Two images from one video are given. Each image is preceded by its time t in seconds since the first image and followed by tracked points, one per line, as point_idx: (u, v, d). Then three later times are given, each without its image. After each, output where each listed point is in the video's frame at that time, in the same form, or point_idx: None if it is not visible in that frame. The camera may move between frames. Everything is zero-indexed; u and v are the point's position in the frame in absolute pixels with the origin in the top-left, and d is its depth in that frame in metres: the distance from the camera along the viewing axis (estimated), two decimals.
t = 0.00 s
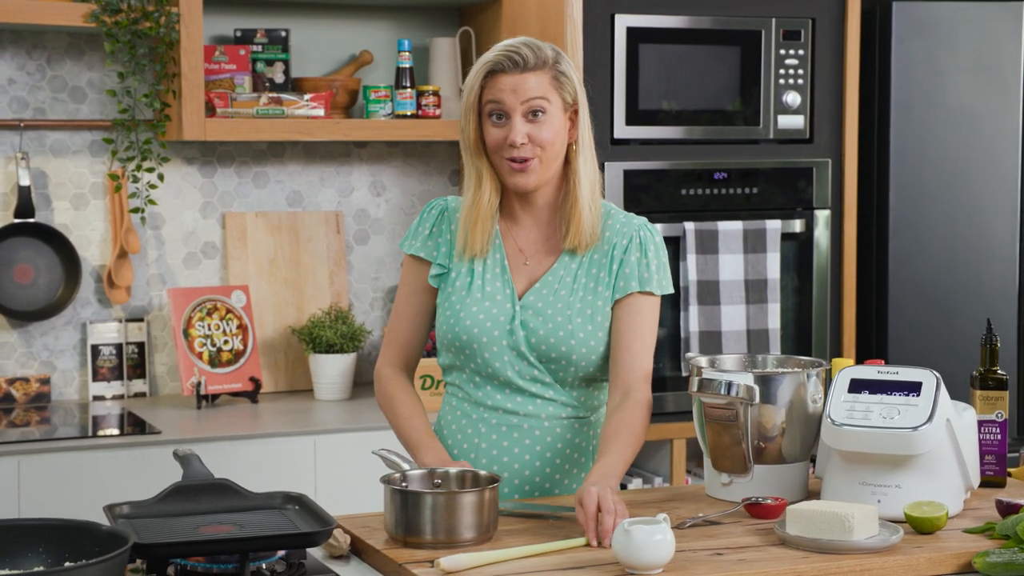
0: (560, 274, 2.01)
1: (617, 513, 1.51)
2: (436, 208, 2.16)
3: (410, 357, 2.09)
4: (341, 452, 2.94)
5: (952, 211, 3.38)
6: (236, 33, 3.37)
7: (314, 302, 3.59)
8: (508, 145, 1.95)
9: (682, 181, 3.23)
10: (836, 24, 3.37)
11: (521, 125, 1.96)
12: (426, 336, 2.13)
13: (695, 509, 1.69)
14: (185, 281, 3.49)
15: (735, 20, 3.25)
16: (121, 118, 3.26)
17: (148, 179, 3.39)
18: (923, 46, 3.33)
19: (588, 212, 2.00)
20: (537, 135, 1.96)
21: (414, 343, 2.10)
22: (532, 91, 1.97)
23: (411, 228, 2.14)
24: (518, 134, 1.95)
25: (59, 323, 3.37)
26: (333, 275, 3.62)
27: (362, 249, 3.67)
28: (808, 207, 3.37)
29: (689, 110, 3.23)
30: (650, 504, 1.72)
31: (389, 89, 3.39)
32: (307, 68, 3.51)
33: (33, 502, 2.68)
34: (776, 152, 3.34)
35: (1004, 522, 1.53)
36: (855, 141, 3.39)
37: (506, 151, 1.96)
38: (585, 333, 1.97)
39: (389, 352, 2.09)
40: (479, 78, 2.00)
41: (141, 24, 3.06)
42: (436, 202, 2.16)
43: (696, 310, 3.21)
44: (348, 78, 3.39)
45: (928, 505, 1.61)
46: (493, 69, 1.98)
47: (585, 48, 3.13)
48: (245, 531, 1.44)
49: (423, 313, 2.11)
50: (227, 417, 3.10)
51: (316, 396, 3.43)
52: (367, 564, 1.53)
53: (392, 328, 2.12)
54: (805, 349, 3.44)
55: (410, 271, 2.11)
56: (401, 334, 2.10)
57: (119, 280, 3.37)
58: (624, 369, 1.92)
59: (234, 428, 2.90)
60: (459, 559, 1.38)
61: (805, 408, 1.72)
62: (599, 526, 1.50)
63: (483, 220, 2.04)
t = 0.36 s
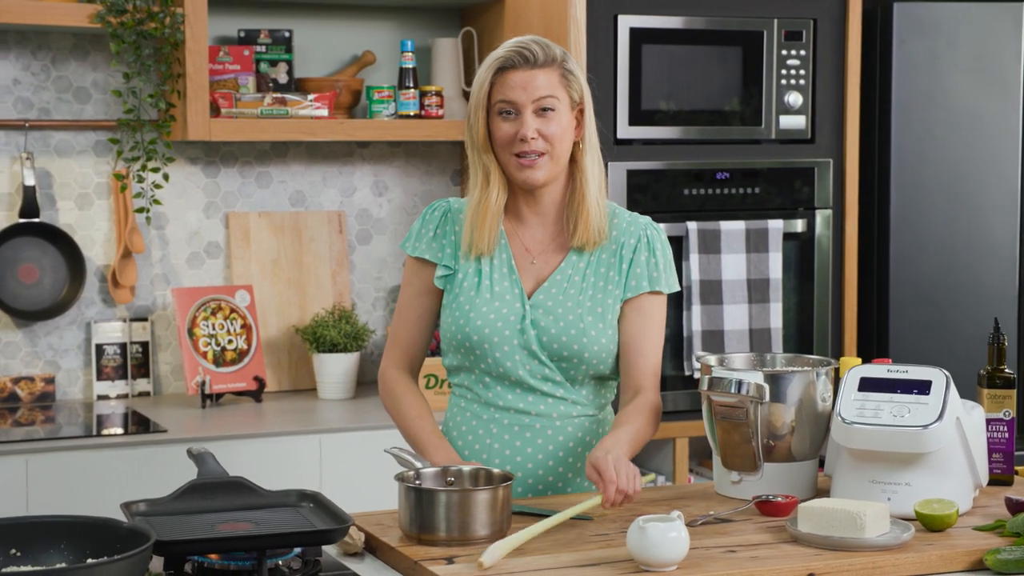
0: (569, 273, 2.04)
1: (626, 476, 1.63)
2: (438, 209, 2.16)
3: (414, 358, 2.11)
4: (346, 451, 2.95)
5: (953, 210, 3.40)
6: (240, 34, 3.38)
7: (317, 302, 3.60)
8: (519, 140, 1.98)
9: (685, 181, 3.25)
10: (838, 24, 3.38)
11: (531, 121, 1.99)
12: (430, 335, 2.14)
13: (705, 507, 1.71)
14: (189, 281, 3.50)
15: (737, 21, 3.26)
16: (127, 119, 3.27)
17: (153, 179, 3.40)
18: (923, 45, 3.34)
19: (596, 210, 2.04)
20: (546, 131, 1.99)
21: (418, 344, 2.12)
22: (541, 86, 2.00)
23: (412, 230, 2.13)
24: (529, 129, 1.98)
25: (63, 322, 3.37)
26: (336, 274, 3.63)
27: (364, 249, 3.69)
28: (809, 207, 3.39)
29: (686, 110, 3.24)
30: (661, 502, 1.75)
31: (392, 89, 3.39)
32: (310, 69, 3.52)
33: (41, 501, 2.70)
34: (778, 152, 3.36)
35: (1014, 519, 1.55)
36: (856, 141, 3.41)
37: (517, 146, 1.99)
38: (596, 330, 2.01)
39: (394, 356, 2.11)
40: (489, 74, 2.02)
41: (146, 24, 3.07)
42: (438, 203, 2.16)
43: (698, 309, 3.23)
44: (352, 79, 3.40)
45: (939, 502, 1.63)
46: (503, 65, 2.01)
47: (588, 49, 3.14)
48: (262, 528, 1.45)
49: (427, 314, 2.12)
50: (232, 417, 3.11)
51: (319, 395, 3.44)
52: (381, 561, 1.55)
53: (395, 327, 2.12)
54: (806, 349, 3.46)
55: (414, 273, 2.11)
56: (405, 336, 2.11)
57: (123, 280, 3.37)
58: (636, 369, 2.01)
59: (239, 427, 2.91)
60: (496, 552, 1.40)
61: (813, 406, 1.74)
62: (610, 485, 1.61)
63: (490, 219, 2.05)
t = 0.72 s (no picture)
0: (580, 273, 2.07)
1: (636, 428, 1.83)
2: (443, 212, 2.15)
3: (430, 355, 2.11)
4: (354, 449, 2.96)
5: (956, 210, 3.41)
6: (247, 34, 3.39)
7: (323, 302, 3.60)
8: (531, 137, 1.99)
9: (690, 181, 3.26)
10: (842, 24, 3.40)
11: (543, 118, 2.01)
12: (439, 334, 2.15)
13: (718, 505, 1.74)
14: (195, 280, 3.50)
15: (741, 21, 3.27)
16: (136, 119, 3.29)
17: (161, 179, 3.42)
18: (926, 45, 3.35)
19: (605, 211, 2.07)
20: (557, 128, 2.01)
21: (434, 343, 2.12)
22: (552, 85, 2.02)
23: (418, 234, 2.12)
24: (541, 127, 2.00)
25: (70, 322, 3.38)
26: (342, 274, 3.64)
27: (370, 248, 3.70)
28: (813, 207, 3.41)
29: (686, 110, 3.25)
30: (675, 499, 1.77)
31: (399, 89, 3.40)
32: (316, 69, 3.54)
33: (52, 499, 2.71)
34: (783, 152, 3.37)
35: None
36: (860, 141, 3.42)
37: (528, 143, 2.00)
38: (611, 329, 2.05)
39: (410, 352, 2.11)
40: (500, 72, 2.04)
41: (154, 25, 3.08)
42: (443, 206, 2.15)
43: (704, 308, 3.24)
44: (358, 79, 3.41)
45: (952, 499, 1.65)
46: (515, 63, 2.04)
47: (595, 49, 3.15)
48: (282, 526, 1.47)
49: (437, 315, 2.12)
50: (239, 415, 3.12)
51: (325, 394, 3.45)
52: (399, 558, 1.57)
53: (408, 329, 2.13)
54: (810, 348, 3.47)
55: (425, 277, 2.11)
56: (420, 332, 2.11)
57: (130, 279, 3.38)
58: (654, 368, 2.11)
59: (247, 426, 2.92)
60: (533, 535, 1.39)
61: (825, 405, 1.77)
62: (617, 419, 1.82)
63: (498, 219, 2.06)
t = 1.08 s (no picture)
0: (590, 272, 2.11)
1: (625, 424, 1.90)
2: (450, 211, 2.16)
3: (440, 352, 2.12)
4: (358, 448, 2.98)
5: (954, 210, 3.43)
6: (249, 34, 3.40)
7: (325, 302, 3.61)
8: (540, 137, 2.01)
9: (692, 181, 3.28)
10: (842, 24, 3.41)
11: (551, 118, 2.03)
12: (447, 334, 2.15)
13: (728, 502, 1.80)
14: (197, 280, 3.51)
15: (742, 22, 3.28)
16: (139, 119, 3.29)
17: (165, 179, 3.42)
18: (925, 45, 3.37)
19: (612, 212, 2.11)
20: (565, 128, 2.03)
21: (447, 340, 2.13)
22: (561, 86, 2.04)
23: (426, 234, 2.13)
24: (549, 127, 2.02)
25: (73, 321, 3.38)
26: (344, 274, 3.65)
27: (371, 248, 3.70)
28: (813, 207, 3.42)
29: (682, 110, 3.26)
30: (683, 495, 1.82)
31: (400, 89, 3.41)
32: (318, 69, 3.55)
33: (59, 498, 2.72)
34: (783, 152, 3.39)
35: None
36: (860, 141, 3.44)
37: (536, 143, 2.02)
38: (624, 326, 2.09)
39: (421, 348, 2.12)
40: (508, 73, 2.05)
41: (158, 25, 3.08)
42: (451, 206, 2.16)
43: (706, 307, 3.26)
44: (360, 79, 3.42)
45: (959, 496, 1.70)
46: (523, 63, 2.05)
47: (597, 50, 3.17)
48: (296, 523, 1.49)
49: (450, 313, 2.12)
50: (242, 414, 3.13)
51: (327, 393, 3.46)
52: (410, 554, 1.61)
53: (419, 328, 2.14)
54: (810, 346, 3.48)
55: (435, 277, 2.12)
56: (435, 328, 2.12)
57: (133, 279, 3.39)
58: (660, 365, 2.17)
59: (252, 425, 2.93)
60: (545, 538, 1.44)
61: (833, 403, 1.81)
62: (601, 417, 1.90)
63: (507, 219, 2.08)
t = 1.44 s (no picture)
0: (590, 272, 2.13)
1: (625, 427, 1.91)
2: (450, 212, 2.17)
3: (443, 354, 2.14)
4: (355, 448, 2.99)
5: (945, 210, 3.45)
6: (243, 34, 3.40)
7: (319, 301, 3.62)
8: (538, 140, 2.03)
9: (686, 181, 3.29)
10: (834, 24, 3.42)
11: (550, 121, 2.04)
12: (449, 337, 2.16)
13: (728, 499, 1.84)
14: (192, 279, 3.51)
15: (735, 22, 3.30)
16: (134, 119, 3.29)
17: (160, 178, 3.42)
18: (916, 46, 3.39)
19: (611, 214, 2.12)
20: (564, 132, 2.04)
21: (448, 341, 2.15)
22: (559, 89, 2.05)
23: (426, 236, 2.14)
24: (548, 130, 2.03)
25: (67, 321, 3.38)
26: (338, 273, 3.65)
27: (365, 248, 3.71)
28: (806, 206, 3.43)
29: (671, 110, 3.27)
30: (682, 494, 1.87)
31: (395, 89, 3.41)
32: (312, 69, 3.55)
33: (55, 498, 2.72)
34: (776, 152, 3.40)
35: None
36: (852, 141, 3.45)
37: (535, 146, 2.04)
38: (625, 325, 2.11)
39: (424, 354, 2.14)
40: (507, 76, 2.07)
41: (153, 25, 3.09)
42: (450, 207, 2.17)
43: (700, 306, 3.28)
44: (354, 79, 3.42)
45: (957, 493, 1.74)
46: (522, 66, 2.07)
47: (591, 50, 3.18)
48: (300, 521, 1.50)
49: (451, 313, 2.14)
50: (237, 413, 3.14)
51: (322, 393, 3.47)
52: (413, 552, 1.63)
53: (421, 330, 2.16)
54: (802, 345, 3.50)
55: (436, 278, 2.13)
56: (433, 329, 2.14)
57: (127, 279, 3.38)
58: (660, 363, 2.19)
59: (248, 424, 2.94)
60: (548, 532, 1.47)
61: (831, 401, 1.85)
62: (602, 424, 1.91)
63: (506, 220, 2.09)
